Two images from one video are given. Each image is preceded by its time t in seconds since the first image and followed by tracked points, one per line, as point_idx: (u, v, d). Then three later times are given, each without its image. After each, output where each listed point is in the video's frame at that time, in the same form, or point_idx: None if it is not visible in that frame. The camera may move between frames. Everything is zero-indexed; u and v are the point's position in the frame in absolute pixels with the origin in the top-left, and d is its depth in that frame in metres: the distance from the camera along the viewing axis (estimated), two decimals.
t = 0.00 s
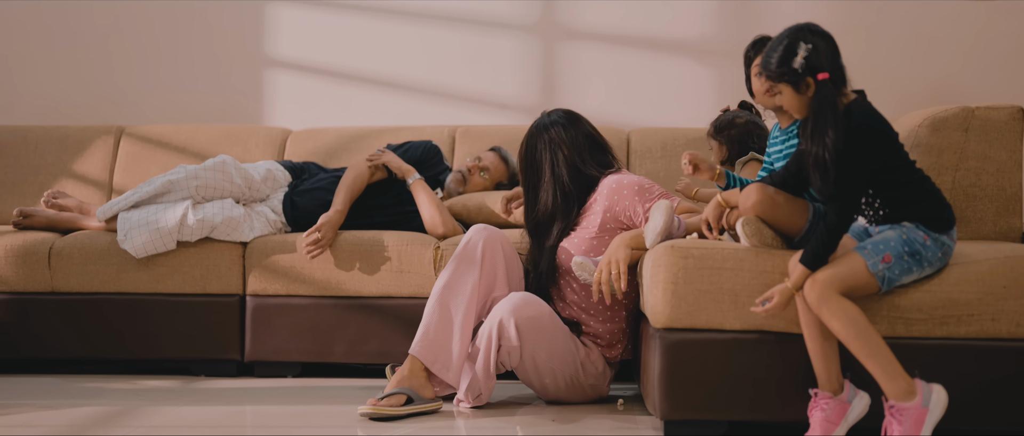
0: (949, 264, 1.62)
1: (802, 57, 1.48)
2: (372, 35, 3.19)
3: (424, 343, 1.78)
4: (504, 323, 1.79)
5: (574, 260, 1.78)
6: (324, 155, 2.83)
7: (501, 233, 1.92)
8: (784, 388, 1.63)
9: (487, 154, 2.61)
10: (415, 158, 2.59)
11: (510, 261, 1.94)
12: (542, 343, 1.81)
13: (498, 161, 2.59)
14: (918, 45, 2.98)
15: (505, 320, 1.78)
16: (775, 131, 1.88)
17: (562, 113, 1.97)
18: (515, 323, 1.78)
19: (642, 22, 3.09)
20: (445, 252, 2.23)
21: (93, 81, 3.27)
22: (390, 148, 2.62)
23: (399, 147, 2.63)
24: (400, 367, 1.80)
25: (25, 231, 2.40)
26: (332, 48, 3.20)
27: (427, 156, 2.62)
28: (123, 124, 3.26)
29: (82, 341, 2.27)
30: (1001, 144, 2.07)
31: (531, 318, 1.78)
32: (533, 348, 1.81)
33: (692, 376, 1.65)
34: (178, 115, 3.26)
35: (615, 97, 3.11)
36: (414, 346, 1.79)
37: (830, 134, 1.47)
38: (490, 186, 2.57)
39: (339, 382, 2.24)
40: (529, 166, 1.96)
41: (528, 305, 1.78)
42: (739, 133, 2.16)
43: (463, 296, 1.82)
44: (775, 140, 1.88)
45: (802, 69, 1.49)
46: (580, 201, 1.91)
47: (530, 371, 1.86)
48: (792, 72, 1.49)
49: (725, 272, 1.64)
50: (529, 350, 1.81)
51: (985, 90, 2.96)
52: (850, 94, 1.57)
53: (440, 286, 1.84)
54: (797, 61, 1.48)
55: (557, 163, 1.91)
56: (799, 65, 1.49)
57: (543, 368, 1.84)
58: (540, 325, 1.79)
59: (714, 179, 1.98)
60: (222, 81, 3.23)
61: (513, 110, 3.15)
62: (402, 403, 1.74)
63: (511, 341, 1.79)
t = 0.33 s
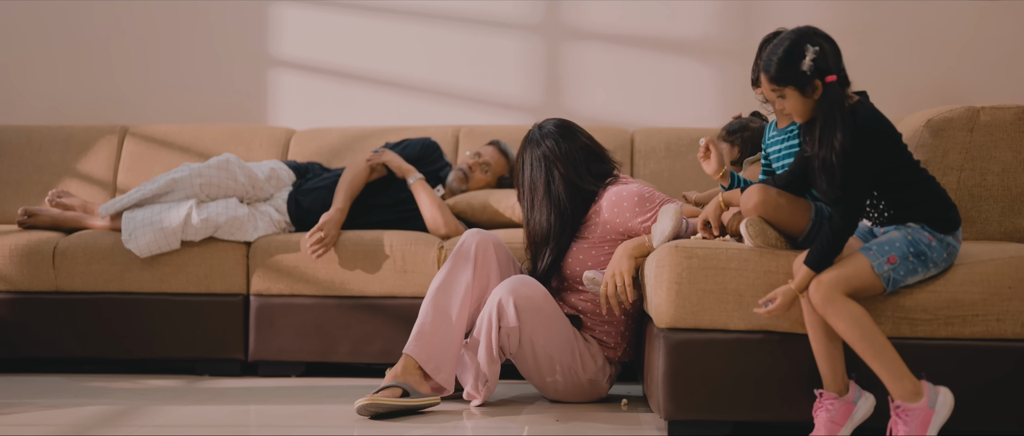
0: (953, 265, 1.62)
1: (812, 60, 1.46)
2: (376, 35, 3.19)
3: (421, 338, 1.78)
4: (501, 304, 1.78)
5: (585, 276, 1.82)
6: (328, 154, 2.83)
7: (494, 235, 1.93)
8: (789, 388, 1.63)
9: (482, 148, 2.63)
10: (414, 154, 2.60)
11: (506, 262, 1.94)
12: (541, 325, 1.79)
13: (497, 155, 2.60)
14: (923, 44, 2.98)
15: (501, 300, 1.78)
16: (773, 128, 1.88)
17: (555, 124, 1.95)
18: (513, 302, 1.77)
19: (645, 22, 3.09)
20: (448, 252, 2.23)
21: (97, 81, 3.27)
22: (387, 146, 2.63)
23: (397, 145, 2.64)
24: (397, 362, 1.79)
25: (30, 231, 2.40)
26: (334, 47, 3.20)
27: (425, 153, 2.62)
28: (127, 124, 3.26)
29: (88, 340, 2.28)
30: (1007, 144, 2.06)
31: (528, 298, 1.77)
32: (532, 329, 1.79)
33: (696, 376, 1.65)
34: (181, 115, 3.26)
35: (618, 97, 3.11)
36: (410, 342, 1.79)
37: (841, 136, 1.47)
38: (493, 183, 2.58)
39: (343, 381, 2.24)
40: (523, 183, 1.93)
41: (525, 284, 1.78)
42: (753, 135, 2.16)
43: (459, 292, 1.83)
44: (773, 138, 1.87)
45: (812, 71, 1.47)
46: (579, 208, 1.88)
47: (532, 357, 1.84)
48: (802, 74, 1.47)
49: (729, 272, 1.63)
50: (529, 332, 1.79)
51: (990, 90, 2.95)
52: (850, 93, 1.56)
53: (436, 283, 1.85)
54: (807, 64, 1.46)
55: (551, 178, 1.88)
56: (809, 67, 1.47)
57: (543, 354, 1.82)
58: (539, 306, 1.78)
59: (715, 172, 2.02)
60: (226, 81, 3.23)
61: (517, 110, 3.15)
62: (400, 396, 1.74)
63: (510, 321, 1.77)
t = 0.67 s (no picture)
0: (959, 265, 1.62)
1: (824, 58, 1.46)
2: (382, 34, 3.19)
3: (430, 333, 1.81)
4: (504, 301, 1.78)
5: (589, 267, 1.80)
6: (334, 153, 2.83)
7: (503, 225, 1.93)
8: (795, 388, 1.63)
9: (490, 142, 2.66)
10: (417, 150, 2.61)
11: (514, 254, 1.94)
12: (545, 322, 1.80)
13: (506, 151, 2.64)
14: (929, 44, 2.98)
15: (505, 298, 1.78)
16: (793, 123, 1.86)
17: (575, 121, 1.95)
18: (515, 300, 1.78)
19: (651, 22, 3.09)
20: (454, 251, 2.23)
21: (103, 80, 3.27)
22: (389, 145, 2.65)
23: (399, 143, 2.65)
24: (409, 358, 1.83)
25: (37, 229, 2.41)
26: (340, 46, 3.20)
27: (428, 150, 2.63)
28: (133, 122, 3.26)
29: (94, 338, 2.28)
30: (1014, 143, 2.06)
31: (531, 295, 1.78)
32: (536, 327, 1.79)
33: (702, 376, 1.65)
34: (188, 114, 3.26)
35: (624, 95, 3.11)
36: (420, 337, 1.82)
37: (854, 134, 1.47)
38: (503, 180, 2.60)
39: (349, 380, 2.24)
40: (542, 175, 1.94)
41: (527, 281, 1.78)
42: (761, 134, 2.17)
43: (467, 288, 1.84)
44: (794, 133, 1.85)
45: (824, 70, 1.47)
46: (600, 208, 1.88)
47: (536, 356, 1.84)
48: (814, 73, 1.46)
49: (735, 271, 1.63)
50: (532, 330, 1.79)
51: (997, 90, 2.96)
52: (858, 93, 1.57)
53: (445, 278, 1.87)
54: (819, 62, 1.46)
55: (569, 174, 1.88)
56: (822, 65, 1.47)
57: (548, 352, 1.82)
58: (542, 303, 1.79)
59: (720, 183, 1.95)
60: (232, 80, 3.23)
61: (523, 109, 3.15)
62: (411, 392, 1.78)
63: (513, 319, 1.78)
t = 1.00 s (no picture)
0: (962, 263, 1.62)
1: (836, 50, 1.47)
2: (385, 32, 3.19)
3: (442, 331, 1.86)
4: (505, 306, 1.78)
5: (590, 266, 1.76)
6: (337, 151, 2.83)
7: (515, 219, 1.92)
8: (798, 386, 1.63)
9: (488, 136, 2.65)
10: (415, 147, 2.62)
11: (527, 249, 1.93)
12: (547, 326, 1.79)
13: (505, 143, 2.62)
14: (932, 44, 2.98)
15: (505, 302, 1.78)
16: (804, 121, 1.92)
17: (578, 123, 1.95)
18: (516, 305, 1.77)
19: (656, 21, 3.09)
20: (457, 250, 2.22)
21: (107, 78, 3.26)
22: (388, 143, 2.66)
23: (398, 141, 2.66)
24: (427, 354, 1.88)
25: (39, 227, 2.40)
26: (344, 44, 3.20)
27: (426, 147, 2.64)
28: (137, 120, 3.26)
29: (97, 336, 2.28)
30: (1016, 142, 2.07)
31: (532, 300, 1.77)
32: (537, 331, 1.79)
33: (704, 374, 1.65)
34: (192, 112, 3.25)
35: (627, 93, 3.11)
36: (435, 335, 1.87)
37: (864, 127, 1.48)
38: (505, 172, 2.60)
39: (352, 379, 2.24)
40: (556, 186, 1.91)
41: (528, 286, 1.78)
42: (759, 132, 2.17)
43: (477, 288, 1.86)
44: (806, 131, 1.90)
45: (836, 62, 1.48)
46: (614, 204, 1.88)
47: (539, 359, 1.84)
48: (827, 65, 1.47)
49: (739, 270, 1.63)
50: (534, 335, 1.79)
51: (998, 90, 2.96)
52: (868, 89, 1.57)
53: (456, 277, 1.89)
54: (832, 54, 1.47)
55: (590, 184, 1.86)
56: (834, 58, 1.48)
57: (550, 356, 1.82)
58: (543, 308, 1.78)
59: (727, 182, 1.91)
60: (236, 78, 3.23)
61: (527, 108, 3.15)
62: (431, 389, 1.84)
63: (514, 324, 1.78)
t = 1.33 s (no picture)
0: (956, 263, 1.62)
1: (838, 43, 1.48)
2: (380, 31, 3.19)
3: (441, 334, 1.85)
4: (505, 322, 1.77)
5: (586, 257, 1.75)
6: (333, 151, 2.83)
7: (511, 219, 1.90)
8: (793, 386, 1.63)
9: (485, 135, 2.65)
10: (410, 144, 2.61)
11: (523, 250, 1.91)
12: (546, 338, 1.79)
13: (502, 142, 2.63)
14: (927, 43, 2.99)
15: (505, 318, 1.77)
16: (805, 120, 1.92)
17: (577, 115, 1.91)
18: (515, 320, 1.76)
19: (651, 20, 3.09)
20: (453, 249, 2.21)
21: (103, 77, 3.26)
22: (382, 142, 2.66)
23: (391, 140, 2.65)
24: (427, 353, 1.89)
25: (33, 226, 2.40)
26: (339, 43, 3.20)
27: (420, 145, 2.62)
28: (133, 118, 3.26)
29: (92, 335, 2.27)
30: (1010, 142, 2.07)
31: (531, 315, 1.77)
32: (537, 344, 1.79)
33: (699, 373, 1.65)
34: (187, 111, 3.25)
35: (622, 92, 3.11)
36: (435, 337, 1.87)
37: (864, 120, 1.48)
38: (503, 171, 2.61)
39: (347, 378, 2.24)
40: (564, 176, 1.86)
41: (528, 301, 1.76)
42: (757, 121, 2.16)
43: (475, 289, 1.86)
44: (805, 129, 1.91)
45: (837, 55, 1.49)
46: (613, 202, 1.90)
47: (539, 369, 1.84)
48: (828, 57, 1.48)
49: (734, 270, 1.63)
50: (534, 347, 1.79)
51: (993, 89, 2.97)
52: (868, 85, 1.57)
53: (455, 280, 1.88)
54: (833, 47, 1.48)
55: (604, 172, 1.88)
56: (835, 51, 1.49)
57: (550, 366, 1.83)
58: (542, 321, 1.78)
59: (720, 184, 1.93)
60: (232, 76, 3.23)
61: (522, 107, 3.15)
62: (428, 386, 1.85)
63: (513, 338, 1.77)
